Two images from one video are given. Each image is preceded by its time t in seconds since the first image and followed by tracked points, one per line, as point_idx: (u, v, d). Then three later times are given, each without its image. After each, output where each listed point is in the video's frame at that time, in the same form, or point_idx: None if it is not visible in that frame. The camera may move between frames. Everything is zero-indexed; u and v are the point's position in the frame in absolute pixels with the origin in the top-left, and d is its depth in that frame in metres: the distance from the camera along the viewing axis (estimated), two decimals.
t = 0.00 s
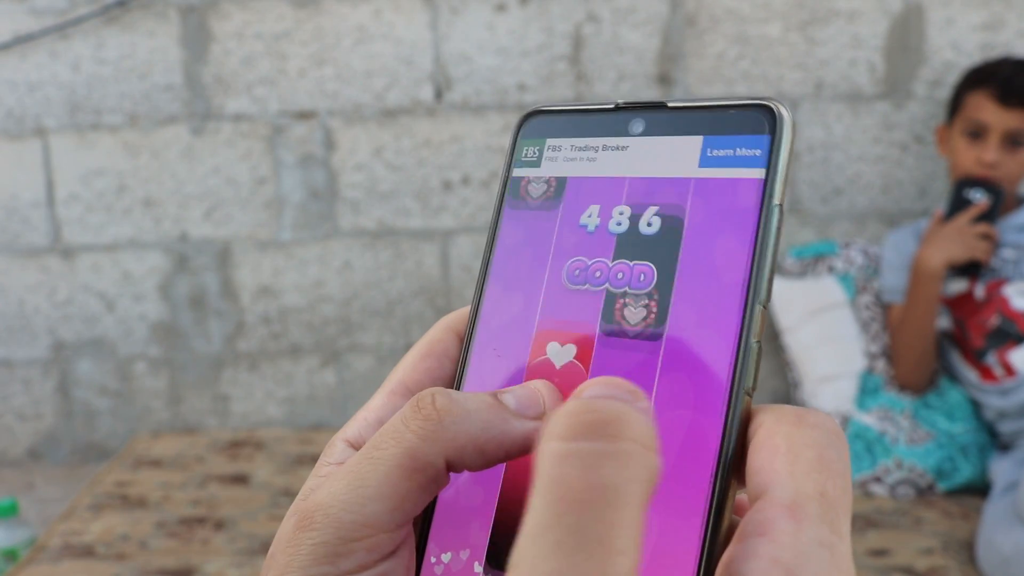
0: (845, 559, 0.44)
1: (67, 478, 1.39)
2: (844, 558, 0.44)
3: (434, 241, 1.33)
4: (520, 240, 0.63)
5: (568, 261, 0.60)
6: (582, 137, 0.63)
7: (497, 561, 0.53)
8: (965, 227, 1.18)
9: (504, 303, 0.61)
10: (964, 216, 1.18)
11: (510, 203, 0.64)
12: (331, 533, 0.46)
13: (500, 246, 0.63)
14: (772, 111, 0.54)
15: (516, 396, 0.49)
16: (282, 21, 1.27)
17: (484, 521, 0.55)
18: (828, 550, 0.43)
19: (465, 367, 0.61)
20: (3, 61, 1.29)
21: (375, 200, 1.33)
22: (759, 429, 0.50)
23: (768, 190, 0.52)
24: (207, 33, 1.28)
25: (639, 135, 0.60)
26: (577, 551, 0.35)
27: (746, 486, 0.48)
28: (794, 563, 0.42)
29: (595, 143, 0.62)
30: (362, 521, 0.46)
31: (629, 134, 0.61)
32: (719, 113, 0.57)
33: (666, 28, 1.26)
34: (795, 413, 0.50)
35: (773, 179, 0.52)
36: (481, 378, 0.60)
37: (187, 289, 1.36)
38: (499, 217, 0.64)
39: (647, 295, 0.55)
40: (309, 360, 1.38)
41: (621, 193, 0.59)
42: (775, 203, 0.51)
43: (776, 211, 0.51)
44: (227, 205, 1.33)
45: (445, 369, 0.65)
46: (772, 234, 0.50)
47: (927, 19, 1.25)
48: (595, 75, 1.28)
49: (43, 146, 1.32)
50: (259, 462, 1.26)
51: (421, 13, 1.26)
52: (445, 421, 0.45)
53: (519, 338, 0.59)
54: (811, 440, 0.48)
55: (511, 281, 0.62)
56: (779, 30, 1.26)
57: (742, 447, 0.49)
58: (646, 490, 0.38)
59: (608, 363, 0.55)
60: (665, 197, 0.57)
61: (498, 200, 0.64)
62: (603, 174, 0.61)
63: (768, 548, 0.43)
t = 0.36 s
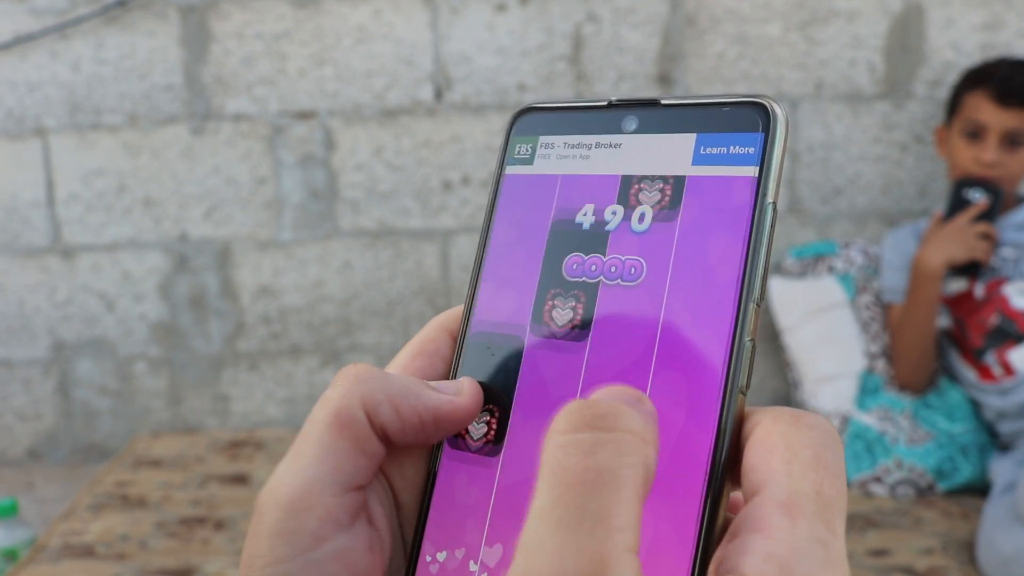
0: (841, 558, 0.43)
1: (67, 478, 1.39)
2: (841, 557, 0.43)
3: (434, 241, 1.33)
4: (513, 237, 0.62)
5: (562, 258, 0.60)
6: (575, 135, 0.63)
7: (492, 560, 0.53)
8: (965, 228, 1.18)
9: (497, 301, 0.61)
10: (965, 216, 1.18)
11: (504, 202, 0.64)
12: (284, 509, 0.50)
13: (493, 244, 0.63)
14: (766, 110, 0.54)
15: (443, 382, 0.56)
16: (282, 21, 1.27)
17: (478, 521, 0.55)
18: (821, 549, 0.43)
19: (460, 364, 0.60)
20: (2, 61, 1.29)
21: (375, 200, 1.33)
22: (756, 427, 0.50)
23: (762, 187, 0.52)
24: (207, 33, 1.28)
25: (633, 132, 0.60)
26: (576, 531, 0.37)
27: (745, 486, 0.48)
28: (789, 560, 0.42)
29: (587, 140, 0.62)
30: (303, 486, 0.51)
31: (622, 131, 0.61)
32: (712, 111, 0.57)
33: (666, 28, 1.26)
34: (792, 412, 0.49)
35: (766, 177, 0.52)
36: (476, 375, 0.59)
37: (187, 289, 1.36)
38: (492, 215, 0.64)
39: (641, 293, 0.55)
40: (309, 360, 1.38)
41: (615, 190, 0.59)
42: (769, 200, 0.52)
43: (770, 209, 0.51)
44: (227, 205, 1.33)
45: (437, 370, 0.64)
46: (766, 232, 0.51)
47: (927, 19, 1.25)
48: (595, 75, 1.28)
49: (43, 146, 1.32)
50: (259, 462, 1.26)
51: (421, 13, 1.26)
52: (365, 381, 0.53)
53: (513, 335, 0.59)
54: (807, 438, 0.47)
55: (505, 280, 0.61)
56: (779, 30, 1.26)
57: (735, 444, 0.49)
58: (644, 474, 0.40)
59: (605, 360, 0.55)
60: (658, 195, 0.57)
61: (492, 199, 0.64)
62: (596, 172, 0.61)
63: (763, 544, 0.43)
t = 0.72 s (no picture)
0: (837, 557, 0.43)
1: (67, 479, 1.39)
2: (836, 556, 0.43)
3: (434, 241, 1.33)
4: (518, 241, 0.62)
5: (566, 262, 0.60)
6: (582, 141, 0.63)
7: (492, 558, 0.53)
8: (965, 231, 1.18)
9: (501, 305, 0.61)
10: (964, 220, 1.18)
11: (510, 205, 0.64)
12: (242, 514, 0.50)
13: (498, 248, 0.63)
14: (772, 118, 0.54)
15: (396, 365, 0.59)
16: (282, 22, 1.27)
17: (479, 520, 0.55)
18: (817, 546, 0.43)
19: (463, 366, 0.60)
20: (3, 61, 1.29)
21: (375, 200, 1.33)
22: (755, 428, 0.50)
23: (767, 194, 0.52)
24: (207, 33, 1.28)
25: (640, 138, 0.60)
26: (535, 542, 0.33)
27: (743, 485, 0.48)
28: (785, 557, 0.41)
29: (595, 147, 0.62)
30: (259, 488, 0.50)
31: (629, 137, 0.61)
32: (718, 118, 0.57)
33: (666, 28, 1.26)
34: (793, 414, 0.50)
35: (771, 184, 0.53)
36: (480, 380, 0.59)
37: (187, 289, 1.36)
38: (498, 218, 0.64)
39: (643, 297, 0.55)
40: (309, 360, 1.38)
41: (620, 195, 0.59)
42: (773, 207, 0.52)
43: (774, 216, 0.52)
44: (227, 205, 1.33)
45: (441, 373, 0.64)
46: (769, 238, 0.51)
47: (927, 19, 1.25)
48: (595, 75, 1.28)
49: (43, 146, 1.32)
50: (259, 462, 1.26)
51: (421, 13, 1.26)
52: (317, 374, 0.54)
53: (518, 338, 0.59)
54: (806, 440, 0.48)
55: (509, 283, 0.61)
56: (779, 30, 1.26)
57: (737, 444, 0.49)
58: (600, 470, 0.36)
59: (604, 361, 0.55)
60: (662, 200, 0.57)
61: (498, 202, 0.64)
62: (604, 178, 0.61)
63: (758, 542, 0.42)
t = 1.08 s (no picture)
0: (834, 561, 0.42)
1: (67, 479, 1.39)
2: (835, 560, 0.42)
3: (434, 241, 1.33)
4: (519, 245, 0.62)
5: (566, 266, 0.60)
6: (583, 145, 0.63)
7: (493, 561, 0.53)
8: (963, 233, 1.18)
9: (501, 308, 0.61)
10: (963, 221, 1.18)
11: (510, 209, 0.64)
12: (277, 513, 0.49)
13: (500, 251, 0.63)
14: (771, 117, 0.55)
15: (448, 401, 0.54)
16: (282, 22, 1.27)
17: (479, 525, 0.54)
18: (813, 551, 0.42)
19: (465, 368, 0.59)
20: (3, 61, 1.29)
21: (375, 200, 1.33)
22: (753, 433, 0.49)
23: (767, 192, 0.53)
24: (207, 33, 1.28)
25: (640, 140, 0.60)
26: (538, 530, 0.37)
27: (742, 491, 0.47)
28: (779, 562, 0.41)
29: (595, 151, 0.62)
30: (300, 490, 0.50)
31: (630, 140, 0.61)
32: (717, 119, 0.58)
33: (666, 28, 1.26)
34: (791, 416, 0.49)
35: (771, 183, 0.53)
36: (478, 381, 0.59)
37: (188, 289, 1.36)
38: (500, 224, 0.63)
39: (644, 300, 0.55)
40: (309, 360, 1.38)
41: (621, 197, 0.60)
42: (773, 205, 0.52)
43: (774, 214, 0.52)
44: (227, 205, 1.33)
45: (443, 375, 0.64)
46: (770, 237, 0.51)
47: (927, 19, 1.25)
48: (595, 75, 1.28)
49: (43, 146, 1.32)
50: (259, 462, 1.26)
51: (421, 13, 1.26)
52: (369, 391, 0.51)
53: (519, 340, 0.59)
54: (803, 442, 0.47)
55: (511, 285, 0.61)
56: (779, 30, 1.26)
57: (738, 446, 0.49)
58: (599, 482, 0.40)
59: (605, 364, 0.55)
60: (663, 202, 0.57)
61: (499, 208, 0.64)
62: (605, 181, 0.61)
63: (753, 548, 0.42)
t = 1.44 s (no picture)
0: (834, 550, 0.43)
1: (67, 479, 1.39)
2: (834, 549, 0.43)
3: (434, 241, 1.33)
4: (509, 236, 0.62)
5: (555, 256, 0.60)
6: (571, 134, 0.63)
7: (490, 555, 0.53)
8: (960, 228, 1.18)
9: (492, 301, 0.61)
10: (959, 216, 1.18)
11: (501, 200, 0.64)
12: (290, 520, 0.50)
13: (490, 243, 0.63)
14: (759, 105, 0.54)
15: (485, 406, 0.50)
16: (282, 22, 1.27)
17: (476, 518, 0.54)
18: (814, 540, 0.42)
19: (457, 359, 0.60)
20: (3, 61, 1.29)
21: (375, 201, 1.33)
22: (745, 422, 0.49)
23: (756, 181, 0.52)
24: (207, 33, 1.28)
25: (629, 129, 0.60)
26: (553, 519, 0.36)
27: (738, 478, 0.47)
28: (782, 553, 0.41)
29: (584, 140, 0.62)
30: (312, 503, 0.50)
31: (618, 128, 0.60)
32: (705, 107, 0.57)
33: (666, 28, 1.26)
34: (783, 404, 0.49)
35: (760, 171, 0.52)
36: (473, 371, 0.59)
37: (187, 290, 1.36)
38: (489, 213, 0.64)
39: (635, 290, 0.54)
40: (309, 360, 1.38)
41: (610, 186, 0.59)
42: (763, 194, 0.51)
43: (763, 202, 0.51)
44: (227, 206, 1.33)
45: (435, 364, 0.64)
46: (759, 226, 0.51)
47: (927, 19, 1.25)
48: (595, 75, 1.28)
49: (43, 146, 1.32)
50: (259, 462, 1.26)
51: (421, 13, 1.26)
52: (399, 416, 0.48)
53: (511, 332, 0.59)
54: (798, 431, 0.47)
55: (502, 272, 0.61)
56: (779, 30, 1.26)
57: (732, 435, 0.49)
58: (617, 466, 0.39)
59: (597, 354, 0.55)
60: (652, 191, 0.57)
61: (489, 197, 0.64)
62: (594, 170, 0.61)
63: (753, 539, 0.42)
